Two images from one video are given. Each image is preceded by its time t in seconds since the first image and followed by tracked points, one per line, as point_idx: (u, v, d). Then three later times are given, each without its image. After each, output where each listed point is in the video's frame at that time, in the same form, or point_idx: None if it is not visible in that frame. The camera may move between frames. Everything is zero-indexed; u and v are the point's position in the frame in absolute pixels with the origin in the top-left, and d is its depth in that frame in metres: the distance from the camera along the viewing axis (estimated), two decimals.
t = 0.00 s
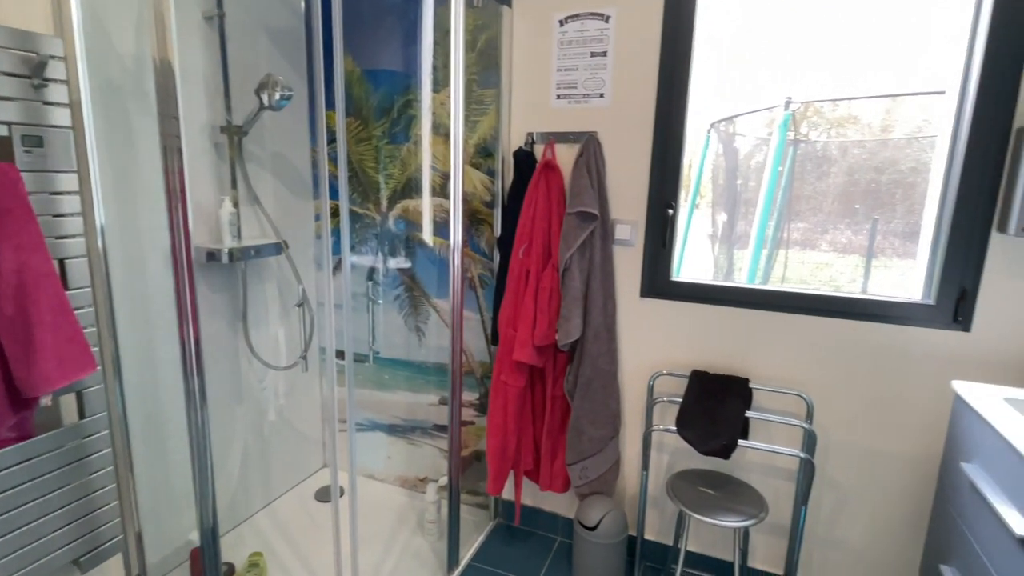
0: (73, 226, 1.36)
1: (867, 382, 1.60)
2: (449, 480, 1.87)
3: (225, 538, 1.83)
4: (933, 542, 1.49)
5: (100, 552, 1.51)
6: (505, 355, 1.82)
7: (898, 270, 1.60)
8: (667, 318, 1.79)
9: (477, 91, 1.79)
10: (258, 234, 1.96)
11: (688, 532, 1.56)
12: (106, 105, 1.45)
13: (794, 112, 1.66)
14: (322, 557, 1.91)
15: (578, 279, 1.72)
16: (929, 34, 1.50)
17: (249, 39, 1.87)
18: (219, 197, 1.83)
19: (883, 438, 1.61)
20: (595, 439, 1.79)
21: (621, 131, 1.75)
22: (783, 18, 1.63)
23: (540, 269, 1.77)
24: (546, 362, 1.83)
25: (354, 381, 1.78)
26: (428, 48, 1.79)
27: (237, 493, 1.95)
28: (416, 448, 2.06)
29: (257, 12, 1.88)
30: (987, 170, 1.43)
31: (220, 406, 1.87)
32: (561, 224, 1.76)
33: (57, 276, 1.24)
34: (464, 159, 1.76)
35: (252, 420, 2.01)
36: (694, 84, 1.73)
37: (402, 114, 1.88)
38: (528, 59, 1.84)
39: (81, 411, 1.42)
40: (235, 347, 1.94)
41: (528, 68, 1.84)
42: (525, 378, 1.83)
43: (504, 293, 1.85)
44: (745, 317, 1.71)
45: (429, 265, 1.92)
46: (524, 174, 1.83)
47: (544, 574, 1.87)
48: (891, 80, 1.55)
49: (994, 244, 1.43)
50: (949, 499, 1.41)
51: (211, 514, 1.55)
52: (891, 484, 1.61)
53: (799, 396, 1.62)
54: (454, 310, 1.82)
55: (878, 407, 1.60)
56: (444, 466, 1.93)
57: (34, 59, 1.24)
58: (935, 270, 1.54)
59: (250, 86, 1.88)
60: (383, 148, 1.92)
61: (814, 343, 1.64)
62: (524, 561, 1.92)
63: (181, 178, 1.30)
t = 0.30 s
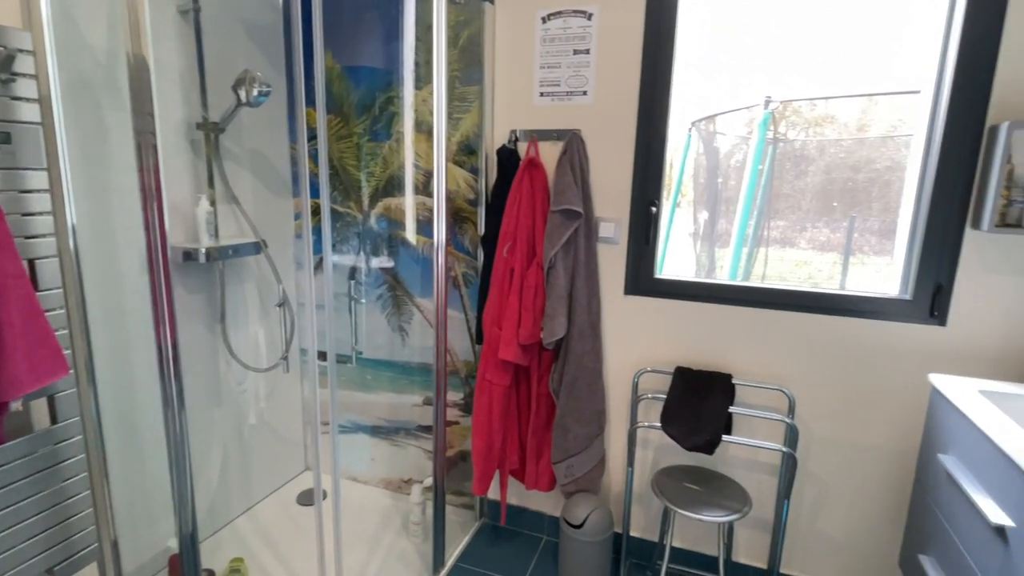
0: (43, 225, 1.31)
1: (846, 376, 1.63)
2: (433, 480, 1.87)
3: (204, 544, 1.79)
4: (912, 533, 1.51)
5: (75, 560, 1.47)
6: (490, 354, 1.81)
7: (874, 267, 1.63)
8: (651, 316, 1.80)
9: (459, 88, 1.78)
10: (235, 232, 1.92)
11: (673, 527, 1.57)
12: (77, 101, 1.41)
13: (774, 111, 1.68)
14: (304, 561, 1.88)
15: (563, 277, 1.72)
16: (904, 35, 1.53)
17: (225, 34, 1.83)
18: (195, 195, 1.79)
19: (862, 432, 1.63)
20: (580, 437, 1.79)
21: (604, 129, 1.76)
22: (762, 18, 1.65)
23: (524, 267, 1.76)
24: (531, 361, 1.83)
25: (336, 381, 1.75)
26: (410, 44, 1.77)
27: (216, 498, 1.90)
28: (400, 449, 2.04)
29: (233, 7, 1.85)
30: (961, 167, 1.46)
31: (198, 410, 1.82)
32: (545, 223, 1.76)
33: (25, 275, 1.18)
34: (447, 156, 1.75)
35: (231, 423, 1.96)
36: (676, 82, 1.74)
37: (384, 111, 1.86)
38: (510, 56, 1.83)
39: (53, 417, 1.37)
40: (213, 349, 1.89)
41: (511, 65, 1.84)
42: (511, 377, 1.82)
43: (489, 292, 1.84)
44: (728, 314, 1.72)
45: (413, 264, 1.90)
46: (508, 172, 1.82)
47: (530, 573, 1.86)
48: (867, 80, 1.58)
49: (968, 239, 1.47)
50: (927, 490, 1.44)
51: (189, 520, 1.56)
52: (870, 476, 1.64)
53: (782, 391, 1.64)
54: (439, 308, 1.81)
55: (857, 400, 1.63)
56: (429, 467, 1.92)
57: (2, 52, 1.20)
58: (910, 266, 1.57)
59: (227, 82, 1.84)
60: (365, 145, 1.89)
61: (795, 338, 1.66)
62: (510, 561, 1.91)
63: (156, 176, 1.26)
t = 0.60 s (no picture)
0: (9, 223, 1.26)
1: (824, 371, 1.66)
2: (417, 481, 1.84)
3: (180, 552, 1.74)
4: (888, 522, 1.55)
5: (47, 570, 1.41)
6: (472, 353, 1.80)
7: (847, 263, 1.67)
8: (633, 313, 1.81)
9: (440, 85, 1.77)
10: (210, 231, 1.87)
11: (656, 522, 1.58)
12: (44, 95, 1.35)
13: (751, 110, 1.70)
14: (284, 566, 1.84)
15: (546, 274, 1.72)
16: (875, 36, 1.56)
17: (198, 28, 1.78)
18: (168, 193, 1.74)
19: (839, 424, 1.67)
20: (564, 434, 1.79)
21: (586, 127, 1.76)
22: (739, 18, 1.67)
23: (507, 265, 1.75)
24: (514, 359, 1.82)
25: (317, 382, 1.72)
26: (390, 40, 1.75)
27: (192, 504, 1.85)
28: (381, 450, 2.02)
29: None
30: (932, 165, 1.50)
31: (174, 414, 1.77)
32: (527, 221, 1.75)
33: None
34: (428, 153, 1.73)
35: (208, 427, 1.91)
36: (657, 80, 1.75)
37: (363, 108, 1.84)
38: (491, 53, 1.82)
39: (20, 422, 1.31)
40: (189, 351, 1.84)
41: (492, 62, 1.83)
42: (494, 376, 1.81)
43: (471, 291, 1.83)
44: (708, 311, 1.74)
45: (393, 263, 1.88)
46: (489, 170, 1.81)
47: (514, 572, 1.85)
48: (840, 80, 1.61)
49: (940, 235, 1.51)
50: (903, 480, 1.47)
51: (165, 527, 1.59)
52: (847, 468, 1.68)
53: (762, 385, 1.66)
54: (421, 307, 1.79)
55: (835, 394, 1.66)
56: (412, 467, 1.90)
57: None
58: (883, 262, 1.61)
59: (200, 77, 1.79)
60: (344, 142, 1.88)
61: (774, 334, 1.69)
62: (494, 560, 1.90)
63: (128, 173, 1.27)
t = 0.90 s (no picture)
0: None
1: (805, 367, 1.69)
2: (402, 483, 1.82)
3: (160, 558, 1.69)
4: (868, 515, 1.58)
5: None
6: (458, 353, 1.79)
7: (825, 262, 1.70)
8: (618, 311, 1.82)
9: (423, 83, 1.76)
10: (189, 231, 1.83)
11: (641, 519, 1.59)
12: (15, 91, 1.30)
13: (732, 110, 1.72)
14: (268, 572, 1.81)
15: (531, 274, 1.71)
16: (852, 39, 1.60)
17: (175, 23, 1.74)
18: (146, 192, 1.69)
19: (820, 419, 1.70)
20: (550, 433, 1.79)
21: (570, 126, 1.76)
22: (721, 19, 1.68)
23: (492, 265, 1.75)
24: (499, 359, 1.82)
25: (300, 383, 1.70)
26: (373, 37, 1.73)
27: (172, 510, 1.81)
28: (366, 452, 2.00)
29: None
30: (909, 165, 1.54)
31: (152, 418, 1.73)
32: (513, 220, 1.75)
33: None
34: (413, 152, 1.72)
35: (189, 431, 1.87)
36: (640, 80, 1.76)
37: (346, 106, 1.83)
38: (475, 52, 1.81)
39: None
40: (169, 355, 1.80)
41: (476, 61, 1.82)
42: (480, 375, 1.80)
43: (456, 290, 1.82)
44: (691, 309, 1.76)
45: (378, 262, 1.86)
46: (473, 169, 1.80)
47: (501, 572, 1.84)
48: (819, 81, 1.64)
49: (915, 234, 1.55)
50: (882, 473, 1.50)
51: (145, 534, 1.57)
52: (829, 461, 1.71)
53: (744, 382, 1.68)
54: (407, 307, 1.77)
55: (816, 389, 1.69)
56: (397, 469, 1.88)
57: None
58: (862, 260, 1.65)
59: (178, 73, 1.76)
60: (326, 141, 1.86)
61: (756, 331, 1.71)
62: (481, 560, 1.90)
63: (105, 172, 1.25)
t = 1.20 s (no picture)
0: None
1: (786, 363, 1.72)
2: (388, 485, 1.80)
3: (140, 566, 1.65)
4: (848, 507, 1.61)
5: None
6: (444, 353, 1.78)
7: (804, 260, 1.74)
8: (604, 310, 1.83)
9: (407, 83, 1.75)
10: (168, 232, 1.80)
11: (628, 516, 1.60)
12: None
13: (713, 110, 1.74)
14: None
15: (517, 273, 1.72)
16: (829, 41, 1.63)
17: (150, 20, 1.70)
18: (124, 193, 1.66)
19: (801, 415, 1.73)
20: (536, 432, 1.79)
21: (554, 126, 1.77)
22: (702, 20, 1.70)
23: (478, 265, 1.75)
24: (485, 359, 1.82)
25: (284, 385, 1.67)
26: (356, 37, 1.72)
27: (152, 516, 1.76)
28: (350, 455, 1.98)
29: None
30: (885, 165, 1.57)
31: (132, 422, 1.69)
32: (498, 220, 1.75)
33: None
34: (397, 152, 1.71)
35: (171, 436, 1.83)
36: (624, 81, 1.77)
37: (328, 105, 1.81)
38: (460, 52, 1.81)
39: None
40: (148, 358, 1.76)
41: (460, 60, 1.81)
42: (465, 376, 1.80)
43: (441, 291, 1.81)
44: (675, 308, 1.78)
45: (362, 263, 1.85)
46: (458, 169, 1.80)
47: (488, 572, 1.84)
48: (796, 82, 1.67)
49: (892, 232, 1.58)
50: (862, 467, 1.53)
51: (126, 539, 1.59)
52: (809, 456, 1.74)
53: (728, 379, 1.70)
54: (392, 307, 1.76)
55: (797, 385, 1.72)
56: (383, 471, 1.87)
57: None
58: (839, 258, 1.68)
59: (156, 71, 1.72)
60: (308, 140, 1.84)
61: (739, 329, 1.74)
62: (468, 561, 1.89)
63: (79, 172, 1.24)
